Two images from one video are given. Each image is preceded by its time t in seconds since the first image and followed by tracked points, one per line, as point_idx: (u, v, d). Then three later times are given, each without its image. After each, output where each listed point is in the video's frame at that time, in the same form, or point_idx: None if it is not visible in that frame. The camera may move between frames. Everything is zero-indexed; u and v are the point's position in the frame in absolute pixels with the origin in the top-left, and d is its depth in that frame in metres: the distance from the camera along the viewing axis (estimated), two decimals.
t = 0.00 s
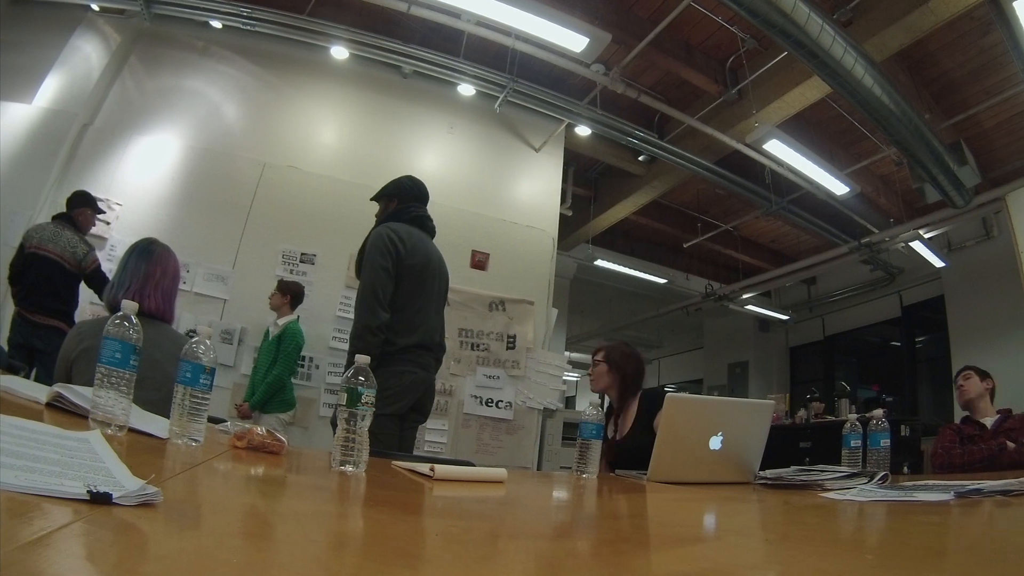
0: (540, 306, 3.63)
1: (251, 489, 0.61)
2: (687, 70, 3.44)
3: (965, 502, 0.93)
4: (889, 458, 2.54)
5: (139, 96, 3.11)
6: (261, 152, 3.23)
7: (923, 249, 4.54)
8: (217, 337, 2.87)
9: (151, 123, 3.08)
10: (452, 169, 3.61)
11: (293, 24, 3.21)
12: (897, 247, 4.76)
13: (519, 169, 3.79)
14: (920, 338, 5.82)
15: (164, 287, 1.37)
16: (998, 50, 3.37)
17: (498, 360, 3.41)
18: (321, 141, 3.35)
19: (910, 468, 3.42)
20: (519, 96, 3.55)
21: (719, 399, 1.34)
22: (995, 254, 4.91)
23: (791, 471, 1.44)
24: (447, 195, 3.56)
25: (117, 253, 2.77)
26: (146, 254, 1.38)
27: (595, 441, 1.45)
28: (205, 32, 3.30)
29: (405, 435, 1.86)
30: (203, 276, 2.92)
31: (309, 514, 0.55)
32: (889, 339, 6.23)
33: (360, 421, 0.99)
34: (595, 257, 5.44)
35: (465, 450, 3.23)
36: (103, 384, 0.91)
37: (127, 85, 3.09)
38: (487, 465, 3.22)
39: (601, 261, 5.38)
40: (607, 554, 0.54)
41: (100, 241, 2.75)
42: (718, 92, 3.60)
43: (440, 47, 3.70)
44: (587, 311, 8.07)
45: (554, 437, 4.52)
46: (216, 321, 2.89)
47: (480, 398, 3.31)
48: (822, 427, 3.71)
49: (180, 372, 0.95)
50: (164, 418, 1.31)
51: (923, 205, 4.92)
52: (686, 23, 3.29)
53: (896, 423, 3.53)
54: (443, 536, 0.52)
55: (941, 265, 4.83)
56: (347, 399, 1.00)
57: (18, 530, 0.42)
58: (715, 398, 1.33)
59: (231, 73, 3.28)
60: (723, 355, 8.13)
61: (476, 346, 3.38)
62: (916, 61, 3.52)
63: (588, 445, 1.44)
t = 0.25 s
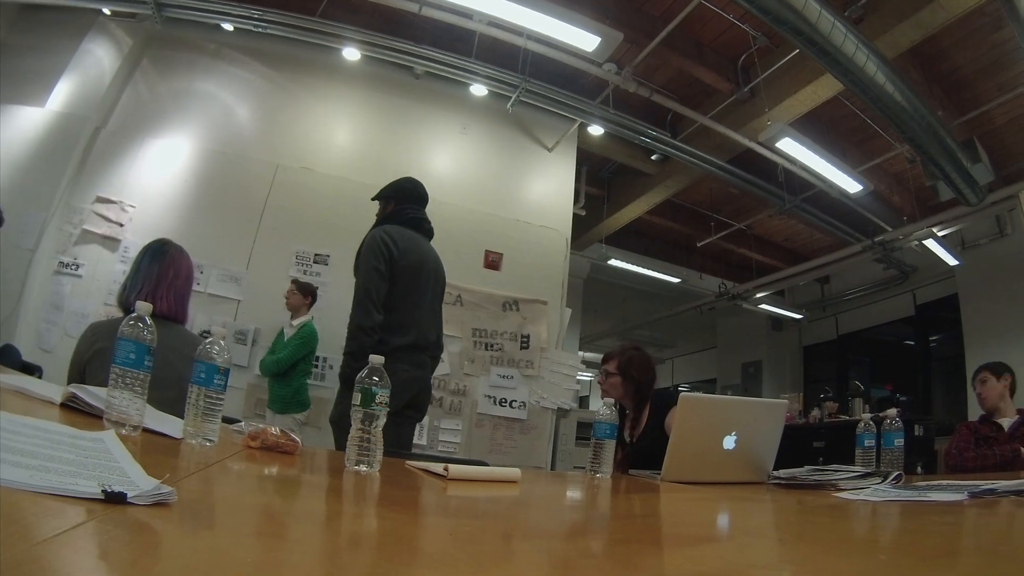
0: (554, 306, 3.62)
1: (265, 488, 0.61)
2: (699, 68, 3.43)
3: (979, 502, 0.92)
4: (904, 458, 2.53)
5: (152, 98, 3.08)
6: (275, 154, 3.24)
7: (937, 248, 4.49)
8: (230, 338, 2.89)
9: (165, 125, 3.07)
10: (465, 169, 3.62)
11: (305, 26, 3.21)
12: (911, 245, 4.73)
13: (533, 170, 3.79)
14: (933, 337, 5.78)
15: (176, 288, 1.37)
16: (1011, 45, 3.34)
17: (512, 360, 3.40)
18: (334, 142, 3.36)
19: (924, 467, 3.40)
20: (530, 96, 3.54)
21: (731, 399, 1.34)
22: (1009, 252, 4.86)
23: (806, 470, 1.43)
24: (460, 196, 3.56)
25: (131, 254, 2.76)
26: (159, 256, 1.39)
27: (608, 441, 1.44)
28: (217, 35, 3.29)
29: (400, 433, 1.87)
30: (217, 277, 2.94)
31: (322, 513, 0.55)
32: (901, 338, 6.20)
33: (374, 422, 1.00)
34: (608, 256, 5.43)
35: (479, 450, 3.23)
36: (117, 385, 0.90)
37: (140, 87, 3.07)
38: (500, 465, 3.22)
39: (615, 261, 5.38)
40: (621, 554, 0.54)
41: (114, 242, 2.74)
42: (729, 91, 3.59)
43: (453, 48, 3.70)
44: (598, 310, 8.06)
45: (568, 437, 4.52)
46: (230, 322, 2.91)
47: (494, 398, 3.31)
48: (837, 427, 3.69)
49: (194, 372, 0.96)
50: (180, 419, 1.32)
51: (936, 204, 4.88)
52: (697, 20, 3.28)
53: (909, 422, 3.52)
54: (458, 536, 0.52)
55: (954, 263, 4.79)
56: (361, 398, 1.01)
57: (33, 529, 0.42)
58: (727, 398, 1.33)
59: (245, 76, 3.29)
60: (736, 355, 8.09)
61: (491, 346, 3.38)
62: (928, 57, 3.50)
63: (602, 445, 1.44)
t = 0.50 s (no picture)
0: (565, 306, 3.61)
1: (277, 489, 0.62)
2: (709, 67, 3.42)
3: (990, 502, 0.91)
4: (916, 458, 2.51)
5: (162, 100, 3.13)
6: (284, 155, 3.25)
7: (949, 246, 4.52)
8: (243, 338, 2.91)
9: (176, 127, 3.11)
10: (476, 170, 3.62)
11: (313, 27, 3.21)
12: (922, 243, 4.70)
13: (544, 171, 3.79)
14: (945, 336, 5.74)
15: (187, 290, 1.37)
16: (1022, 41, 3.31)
17: (524, 360, 3.39)
18: (345, 143, 3.37)
19: (936, 467, 3.38)
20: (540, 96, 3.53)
21: (743, 398, 1.33)
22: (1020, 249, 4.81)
23: (817, 470, 1.43)
24: (472, 196, 3.57)
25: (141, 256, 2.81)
26: (172, 259, 1.38)
27: (620, 441, 1.44)
28: (225, 37, 3.31)
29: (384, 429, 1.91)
30: (228, 278, 2.95)
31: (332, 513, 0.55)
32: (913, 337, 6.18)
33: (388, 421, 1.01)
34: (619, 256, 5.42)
35: (491, 449, 3.23)
36: (130, 386, 0.91)
37: (150, 89, 3.12)
38: (512, 465, 3.21)
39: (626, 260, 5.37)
40: (632, 555, 0.53)
41: (126, 244, 2.80)
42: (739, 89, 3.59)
43: (462, 48, 3.69)
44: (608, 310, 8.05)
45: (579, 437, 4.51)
46: (242, 322, 2.92)
47: (505, 398, 3.31)
48: (849, 427, 3.67)
49: (206, 373, 0.96)
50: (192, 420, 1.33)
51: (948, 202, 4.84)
52: (707, 19, 3.26)
53: (921, 422, 3.50)
54: (469, 537, 0.52)
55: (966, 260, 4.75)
56: (374, 399, 1.02)
57: (43, 529, 0.43)
58: (739, 397, 1.32)
59: (255, 78, 3.30)
60: (748, 354, 8.05)
61: (503, 346, 3.37)
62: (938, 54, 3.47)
63: (614, 446, 1.44)
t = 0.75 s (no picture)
0: (578, 305, 3.60)
1: (291, 489, 0.62)
2: (721, 66, 3.39)
3: (1006, 502, 0.91)
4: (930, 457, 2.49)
5: (175, 103, 3.16)
6: (296, 156, 3.29)
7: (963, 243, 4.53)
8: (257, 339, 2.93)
9: (189, 129, 3.15)
10: (487, 170, 3.63)
11: (326, 29, 3.24)
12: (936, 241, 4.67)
13: (556, 170, 3.79)
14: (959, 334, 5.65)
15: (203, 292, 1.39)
16: None
17: (538, 360, 3.39)
18: (356, 144, 3.40)
19: (950, 467, 3.36)
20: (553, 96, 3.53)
21: (757, 399, 1.32)
22: None
23: (831, 470, 1.43)
24: (484, 197, 3.58)
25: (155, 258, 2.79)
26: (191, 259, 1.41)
27: (635, 442, 1.45)
28: (238, 40, 3.35)
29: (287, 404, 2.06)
30: (242, 279, 2.97)
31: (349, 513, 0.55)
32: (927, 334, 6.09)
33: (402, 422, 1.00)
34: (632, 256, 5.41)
35: (505, 449, 3.23)
36: (144, 387, 0.92)
37: (163, 93, 3.15)
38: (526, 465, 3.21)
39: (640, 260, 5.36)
40: (648, 555, 0.53)
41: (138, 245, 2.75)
42: (751, 88, 3.56)
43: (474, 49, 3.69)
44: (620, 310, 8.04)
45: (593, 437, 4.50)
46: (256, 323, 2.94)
47: (519, 398, 3.30)
48: (863, 426, 3.64)
49: (221, 373, 0.98)
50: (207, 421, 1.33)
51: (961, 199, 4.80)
52: (719, 17, 3.24)
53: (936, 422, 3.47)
54: (484, 537, 0.52)
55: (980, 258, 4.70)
56: (388, 399, 1.01)
57: (59, 529, 0.43)
58: (754, 398, 1.31)
59: (267, 81, 3.34)
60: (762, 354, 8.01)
61: (516, 346, 3.37)
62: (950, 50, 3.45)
63: (628, 446, 1.44)
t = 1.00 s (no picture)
0: (590, 305, 3.58)
1: (300, 489, 0.62)
2: (732, 65, 3.37)
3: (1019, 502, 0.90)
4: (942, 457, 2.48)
5: (185, 106, 3.20)
6: (305, 157, 3.29)
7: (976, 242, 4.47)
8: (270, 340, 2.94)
9: (199, 131, 3.18)
10: (499, 170, 3.62)
11: (334, 31, 3.23)
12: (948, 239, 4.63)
13: (568, 170, 3.77)
14: (971, 333, 5.55)
15: (217, 292, 1.40)
16: None
17: (550, 360, 3.38)
18: (367, 145, 3.41)
19: (962, 467, 3.34)
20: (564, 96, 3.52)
21: (770, 399, 1.32)
22: None
23: (843, 469, 1.43)
24: (495, 197, 3.57)
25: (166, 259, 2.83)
26: (201, 259, 1.41)
27: (647, 441, 1.46)
28: (248, 42, 3.39)
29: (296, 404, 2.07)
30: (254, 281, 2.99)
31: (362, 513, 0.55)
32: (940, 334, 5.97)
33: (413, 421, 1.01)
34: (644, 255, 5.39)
35: (517, 450, 3.23)
36: (158, 387, 0.92)
37: (173, 96, 3.19)
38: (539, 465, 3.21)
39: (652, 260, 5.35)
40: (660, 556, 0.53)
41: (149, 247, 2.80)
42: (761, 87, 3.53)
43: (484, 49, 3.67)
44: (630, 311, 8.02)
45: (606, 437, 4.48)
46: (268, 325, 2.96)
47: (531, 398, 3.30)
48: (875, 426, 3.62)
49: (233, 374, 0.97)
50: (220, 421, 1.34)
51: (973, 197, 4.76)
52: (730, 14, 3.22)
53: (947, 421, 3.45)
54: (496, 537, 0.52)
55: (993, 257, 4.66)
56: (400, 399, 1.00)
57: (71, 528, 0.43)
58: (767, 398, 1.31)
59: (278, 82, 3.36)
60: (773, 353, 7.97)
61: (528, 346, 3.36)
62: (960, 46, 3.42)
63: (641, 445, 1.44)
